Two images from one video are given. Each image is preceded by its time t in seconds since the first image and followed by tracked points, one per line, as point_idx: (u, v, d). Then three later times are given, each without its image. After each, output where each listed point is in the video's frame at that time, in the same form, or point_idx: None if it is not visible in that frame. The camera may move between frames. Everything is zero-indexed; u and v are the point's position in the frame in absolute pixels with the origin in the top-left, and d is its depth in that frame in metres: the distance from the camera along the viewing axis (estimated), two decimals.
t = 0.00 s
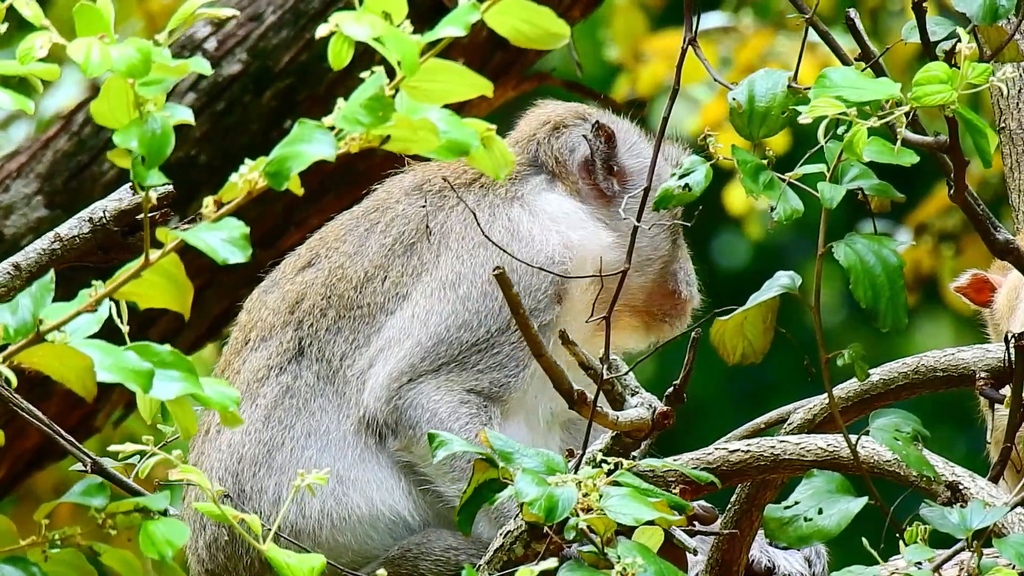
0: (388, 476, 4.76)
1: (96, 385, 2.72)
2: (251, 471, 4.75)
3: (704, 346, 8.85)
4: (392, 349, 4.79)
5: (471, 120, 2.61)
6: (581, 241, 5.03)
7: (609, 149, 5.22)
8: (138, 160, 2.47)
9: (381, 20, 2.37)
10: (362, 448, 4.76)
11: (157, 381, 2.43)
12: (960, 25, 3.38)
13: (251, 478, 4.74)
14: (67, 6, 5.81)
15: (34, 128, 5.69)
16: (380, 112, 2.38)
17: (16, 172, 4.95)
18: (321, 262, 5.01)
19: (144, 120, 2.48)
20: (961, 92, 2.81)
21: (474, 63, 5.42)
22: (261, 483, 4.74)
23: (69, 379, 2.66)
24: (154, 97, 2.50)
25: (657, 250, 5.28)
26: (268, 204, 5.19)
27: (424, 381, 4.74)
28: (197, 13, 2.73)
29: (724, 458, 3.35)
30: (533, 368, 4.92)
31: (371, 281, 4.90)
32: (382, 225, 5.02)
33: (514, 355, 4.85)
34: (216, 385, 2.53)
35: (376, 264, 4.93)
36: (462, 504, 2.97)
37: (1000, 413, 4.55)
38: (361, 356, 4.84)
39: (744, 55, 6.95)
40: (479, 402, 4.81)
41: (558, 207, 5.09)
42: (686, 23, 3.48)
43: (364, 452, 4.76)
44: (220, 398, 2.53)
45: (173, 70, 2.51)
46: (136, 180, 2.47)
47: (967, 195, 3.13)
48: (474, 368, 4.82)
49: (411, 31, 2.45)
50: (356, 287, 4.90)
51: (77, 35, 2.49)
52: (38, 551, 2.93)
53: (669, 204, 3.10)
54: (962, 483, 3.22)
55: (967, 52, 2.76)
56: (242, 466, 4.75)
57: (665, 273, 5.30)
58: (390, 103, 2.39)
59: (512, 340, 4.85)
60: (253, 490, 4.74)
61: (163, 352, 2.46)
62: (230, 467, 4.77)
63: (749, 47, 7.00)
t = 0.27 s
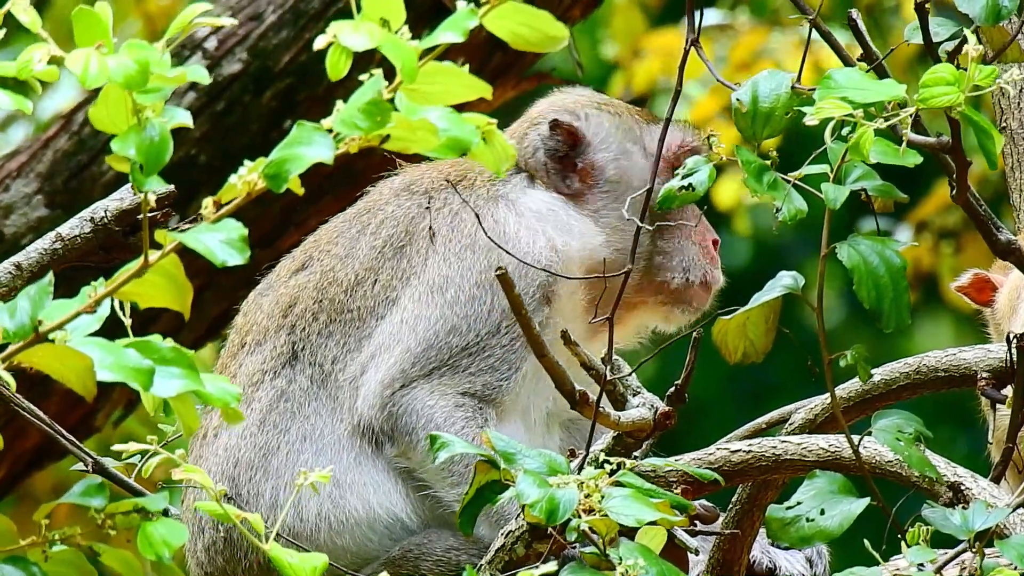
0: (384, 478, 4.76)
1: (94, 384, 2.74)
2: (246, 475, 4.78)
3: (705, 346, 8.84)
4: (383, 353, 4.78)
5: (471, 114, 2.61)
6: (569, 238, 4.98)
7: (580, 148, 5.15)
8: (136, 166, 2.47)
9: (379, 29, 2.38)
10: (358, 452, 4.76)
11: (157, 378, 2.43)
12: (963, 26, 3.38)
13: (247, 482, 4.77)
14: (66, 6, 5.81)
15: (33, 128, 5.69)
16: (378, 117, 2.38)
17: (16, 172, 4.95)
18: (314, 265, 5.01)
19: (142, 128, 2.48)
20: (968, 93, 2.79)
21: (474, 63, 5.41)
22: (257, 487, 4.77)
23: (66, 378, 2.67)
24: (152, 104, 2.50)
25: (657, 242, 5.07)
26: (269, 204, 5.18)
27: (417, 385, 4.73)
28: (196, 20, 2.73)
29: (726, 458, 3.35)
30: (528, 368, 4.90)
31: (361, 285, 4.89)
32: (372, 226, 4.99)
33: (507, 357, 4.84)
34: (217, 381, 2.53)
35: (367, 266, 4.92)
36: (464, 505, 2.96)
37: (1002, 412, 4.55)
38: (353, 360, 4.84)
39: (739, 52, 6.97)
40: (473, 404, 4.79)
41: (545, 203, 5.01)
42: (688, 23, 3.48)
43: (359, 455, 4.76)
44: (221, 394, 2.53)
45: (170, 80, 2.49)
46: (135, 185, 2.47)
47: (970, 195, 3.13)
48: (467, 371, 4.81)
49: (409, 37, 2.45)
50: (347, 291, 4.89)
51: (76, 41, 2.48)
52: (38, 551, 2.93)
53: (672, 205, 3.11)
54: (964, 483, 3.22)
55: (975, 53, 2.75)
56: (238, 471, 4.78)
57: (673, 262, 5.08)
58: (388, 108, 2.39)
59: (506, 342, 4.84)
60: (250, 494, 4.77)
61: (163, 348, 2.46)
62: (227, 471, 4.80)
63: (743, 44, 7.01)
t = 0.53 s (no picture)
0: (382, 481, 4.76)
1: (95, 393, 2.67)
2: (245, 479, 4.82)
3: (705, 345, 8.84)
4: (376, 357, 4.80)
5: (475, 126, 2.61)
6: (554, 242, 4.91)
7: (547, 149, 5.12)
8: (137, 174, 2.46)
9: (380, 39, 2.38)
10: (355, 455, 4.78)
11: (159, 387, 2.44)
12: (962, 27, 3.38)
13: (247, 485, 4.81)
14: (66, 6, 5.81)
15: (33, 128, 5.68)
16: (380, 128, 2.38)
17: (15, 172, 4.95)
18: (309, 268, 5.05)
19: (143, 136, 2.47)
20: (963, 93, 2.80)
21: (473, 63, 5.41)
22: (256, 490, 4.80)
23: (68, 386, 2.60)
24: (154, 113, 2.49)
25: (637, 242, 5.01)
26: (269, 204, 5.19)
27: (412, 389, 4.73)
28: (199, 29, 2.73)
29: (726, 458, 3.35)
30: (524, 369, 4.88)
31: (353, 289, 4.92)
32: (364, 230, 5.02)
33: (502, 359, 4.84)
34: (218, 390, 2.53)
35: (359, 270, 4.94)
36: (464, 506, 2.96)
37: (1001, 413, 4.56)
38: (347, 364, 4.87)
39: (733, 53, 7.01)
40: (469, 407, 4.79)
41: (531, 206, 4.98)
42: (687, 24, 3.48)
43: (356, 459, 4.77)
44: (223, 403, 2.52)
45: (171, 88, 2.48)
46: (135, 193, 2.46)
47: (970, 196, 3.13)
48: (461, 374, 4.81)
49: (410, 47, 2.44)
50: (340, 295, 4.93)
51: (78, 47, 2.49)
52: (37, 557, 2.93)
53: (672, 206, 3.10)
54: (964, 484, 3.22)
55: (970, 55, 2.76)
56: (236, 474, 4.83)
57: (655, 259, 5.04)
58: (390, 118, 2.39)
59: (500, 344, 4.84)
60: (249, 497, 4.80)
61: (165, 357, 2.46)
62: (227, 475, 4.85)
63: (737, 46, 7.05)
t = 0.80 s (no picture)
0: (381, 482, 4.77)
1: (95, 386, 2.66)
2: (244, 481, 4.82)
3: (704, 347, 8.84)
4: (373, 359, 4.81)
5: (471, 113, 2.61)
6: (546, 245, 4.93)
7: (536, 150, 5.11)
8: (136, 168, 2.46)
9: (378, 31, 2.39)
10: (354, 456, 4.78)
11: (156, 378, 2.43)
12: (961, 27, 3.38)
13: (246, 488, 4.81)
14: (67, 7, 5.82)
15: (33, 129, 5.68)
16: (379, 118, 2.38)
17: (16, 172, 4.95)
18: (305, 271, 5.05)
19: (142, 128, 2.48)
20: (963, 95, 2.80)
21: (473, 64, 5.42)
22: (256, 492, 4.80)
23: (66, 377, 2.61)
24: (153, 105, 2.49)
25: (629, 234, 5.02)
26: (268, 204, 5.19)
27: (411, 391, 4.73)
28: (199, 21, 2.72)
29: (725, 459, 3.34)
30: (522, 370, 4.89)
31: (349, 292, 4.93)
32: (360, 233, 5.03)
33: (500, 361, 4.84)
34: (216, 380, 2.54)
35: (355, 273, 4.96)
36: (464, 504, 2.96)
37: (1001, 413, 4.56)
38: (345, 366, 4.87)
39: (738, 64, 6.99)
40: (468, 408, 4.79)
41: (527, 207, 4.99)
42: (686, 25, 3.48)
43: (355, 460, 4.78)
44: (221, 392, 2.53)
45: (170, 81, 2.49)
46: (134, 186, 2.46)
47: (969, 196, 3.13)
48: (459, 375, 4.81)
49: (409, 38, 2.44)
50: (336, 298, 4.93)
51: (76, 42, 2.47)
52: (37, 550, 2.92)
53: (670, 207, 3.09)
54: (963, 485, 3.22)
55: (969, 55, 2.76)
56: (235, 476, 4.82)
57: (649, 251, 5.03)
58: (388, 109, 2.39)
59: (497, 345, 4.85)
60: (249, 499, 4.80)
61: (162, 348, 2.45)
62: (225, 477, 4.84)
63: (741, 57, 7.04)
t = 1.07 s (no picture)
0: (381, 480, 4.76)
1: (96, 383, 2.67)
2: (245, 479, 4.82)
3: (704, 346, 8.84)
4: (372, 359, 4.81)
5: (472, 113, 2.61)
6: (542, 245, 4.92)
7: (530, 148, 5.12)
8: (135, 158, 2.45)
9: (376, 19, 2.38)
10: (353, 455, 4.78)
11: (160, 376, 2.44)
12: (961, 27, 3.39)
13: (247, 487, 4.81)
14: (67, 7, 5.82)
15: (34, 129, 5.68)
16: (378, 110, 2.38)
17: (16, 172, 4.95)
18: (304, 270, 5.04)
19: (141, 120, 2.47)
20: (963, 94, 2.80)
21: (473, 63, 5.42)
22: (257, 490, 4.81)
23: (68, 376, 2.62)
24: (152, 97, 2.49)
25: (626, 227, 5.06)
26: (268, 203, 5.19)
27: (411, 391, 4.73)
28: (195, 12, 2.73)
29: (724, 458, 3.34)
30: (522, 367, 4.89)
31: (347, 290, 4.92)
32: (358, 231, 5.02)
33: (499, 359, 4.85)
34: (218, 379, 2.54)
35: (353, 271, 4.95)
36: (465, 500, 2.95)
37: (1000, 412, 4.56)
38: (344, 364, 4.87)
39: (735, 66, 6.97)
40: (467, 406, 4.80)
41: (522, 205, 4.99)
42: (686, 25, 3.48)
43: (355, 459, 4.78)
44: (222, 391, 2.53)
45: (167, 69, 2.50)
46: (134, 179, 2.45)
47: (968, 195, 3.13)
48: (458, 374, 4.81)
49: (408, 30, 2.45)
50: (335, 296, 4.93)
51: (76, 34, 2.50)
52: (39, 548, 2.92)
53: (670, 206, 3.12)
54: (962, 484, 3.22)
55: (969, 54, 2.76)
56: (236, 475, 4.83)
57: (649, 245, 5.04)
58: (388, 101, 2.38)
59: (497, 343, 4.85)
60: (249, 497, 4.81)
61: (164, 347, 2.46)
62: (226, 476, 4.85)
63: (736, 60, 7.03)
